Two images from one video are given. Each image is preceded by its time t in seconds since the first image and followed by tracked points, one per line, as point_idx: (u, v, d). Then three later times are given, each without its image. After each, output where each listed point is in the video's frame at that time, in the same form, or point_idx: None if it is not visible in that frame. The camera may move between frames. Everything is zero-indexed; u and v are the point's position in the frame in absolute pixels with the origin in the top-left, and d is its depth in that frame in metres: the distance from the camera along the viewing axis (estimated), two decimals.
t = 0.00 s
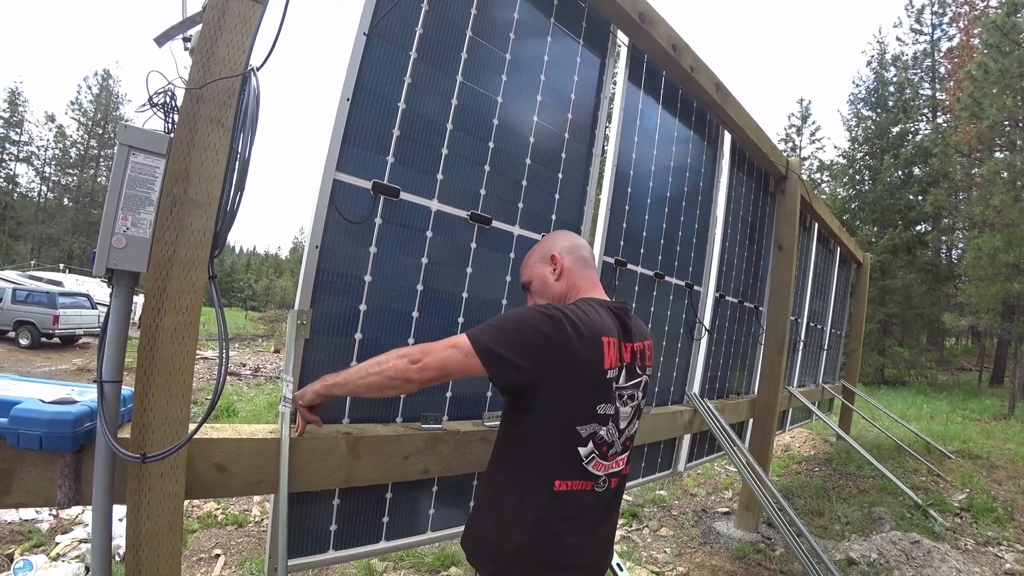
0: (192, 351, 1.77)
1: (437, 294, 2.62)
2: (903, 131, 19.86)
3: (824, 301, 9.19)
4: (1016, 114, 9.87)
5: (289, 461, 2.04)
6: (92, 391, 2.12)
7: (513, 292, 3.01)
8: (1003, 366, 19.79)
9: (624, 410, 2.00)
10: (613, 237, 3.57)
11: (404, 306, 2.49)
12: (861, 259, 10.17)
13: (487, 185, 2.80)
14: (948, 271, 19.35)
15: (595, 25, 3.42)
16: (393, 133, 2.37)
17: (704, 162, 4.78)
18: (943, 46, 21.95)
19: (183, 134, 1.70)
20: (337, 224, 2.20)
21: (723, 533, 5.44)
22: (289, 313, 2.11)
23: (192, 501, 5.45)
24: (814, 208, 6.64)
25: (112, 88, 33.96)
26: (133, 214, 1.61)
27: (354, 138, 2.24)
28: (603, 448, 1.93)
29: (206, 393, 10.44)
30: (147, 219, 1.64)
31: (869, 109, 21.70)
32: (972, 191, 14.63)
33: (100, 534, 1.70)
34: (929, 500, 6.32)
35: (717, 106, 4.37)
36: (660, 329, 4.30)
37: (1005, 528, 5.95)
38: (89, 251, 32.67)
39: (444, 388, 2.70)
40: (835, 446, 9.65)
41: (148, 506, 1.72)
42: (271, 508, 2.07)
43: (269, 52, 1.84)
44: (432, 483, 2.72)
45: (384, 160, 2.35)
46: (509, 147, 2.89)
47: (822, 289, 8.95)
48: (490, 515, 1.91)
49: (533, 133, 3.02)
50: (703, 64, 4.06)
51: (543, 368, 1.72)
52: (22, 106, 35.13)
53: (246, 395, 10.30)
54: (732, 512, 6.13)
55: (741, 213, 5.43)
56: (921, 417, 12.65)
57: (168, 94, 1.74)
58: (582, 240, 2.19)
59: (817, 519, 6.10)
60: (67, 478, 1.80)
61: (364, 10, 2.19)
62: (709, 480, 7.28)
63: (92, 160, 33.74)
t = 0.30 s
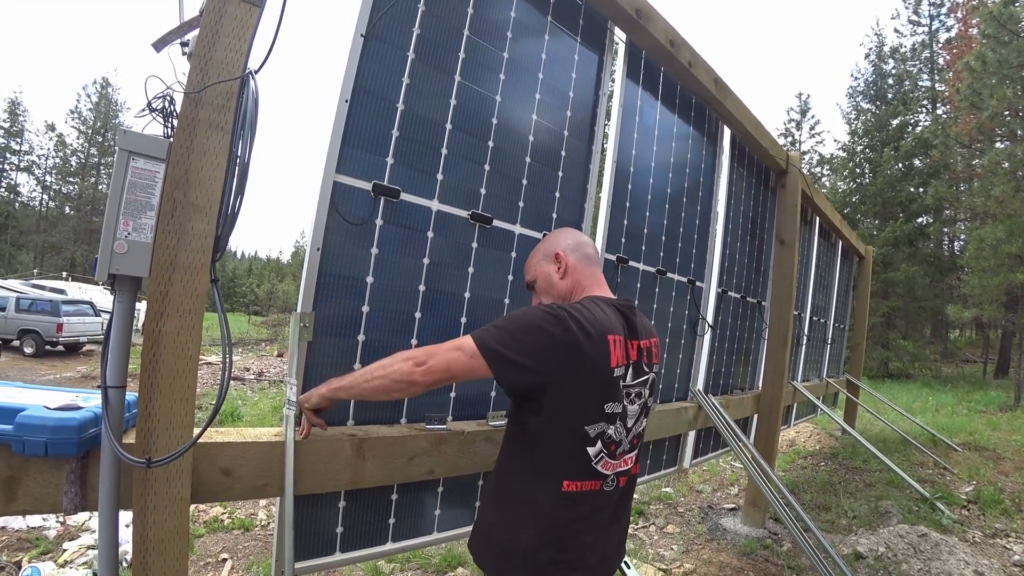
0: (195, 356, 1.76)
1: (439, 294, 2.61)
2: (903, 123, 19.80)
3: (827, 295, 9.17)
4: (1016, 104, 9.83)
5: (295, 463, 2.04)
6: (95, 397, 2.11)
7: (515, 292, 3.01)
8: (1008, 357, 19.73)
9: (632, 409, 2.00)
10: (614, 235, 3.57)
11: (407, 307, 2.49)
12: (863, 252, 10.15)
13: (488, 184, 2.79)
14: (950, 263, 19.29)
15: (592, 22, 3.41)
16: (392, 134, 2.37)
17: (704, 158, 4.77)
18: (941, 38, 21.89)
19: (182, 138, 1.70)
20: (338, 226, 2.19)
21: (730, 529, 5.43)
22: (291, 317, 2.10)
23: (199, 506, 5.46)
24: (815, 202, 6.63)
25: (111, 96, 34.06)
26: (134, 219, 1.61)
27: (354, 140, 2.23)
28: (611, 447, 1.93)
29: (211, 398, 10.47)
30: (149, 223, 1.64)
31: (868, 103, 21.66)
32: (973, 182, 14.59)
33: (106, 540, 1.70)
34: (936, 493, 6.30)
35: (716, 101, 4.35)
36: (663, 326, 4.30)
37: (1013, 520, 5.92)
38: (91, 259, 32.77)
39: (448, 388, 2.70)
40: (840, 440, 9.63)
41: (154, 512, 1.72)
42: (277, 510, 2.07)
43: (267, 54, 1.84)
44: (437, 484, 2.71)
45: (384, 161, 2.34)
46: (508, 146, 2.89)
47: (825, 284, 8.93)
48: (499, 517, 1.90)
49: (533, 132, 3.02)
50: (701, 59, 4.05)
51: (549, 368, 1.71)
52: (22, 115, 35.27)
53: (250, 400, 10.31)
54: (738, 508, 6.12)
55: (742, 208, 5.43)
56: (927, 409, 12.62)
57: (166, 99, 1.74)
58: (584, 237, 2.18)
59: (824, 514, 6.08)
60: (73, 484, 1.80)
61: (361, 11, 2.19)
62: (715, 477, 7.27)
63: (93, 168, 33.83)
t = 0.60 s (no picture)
0: (200, 360, 1.77)
1: (444, 298, 2.62)
2: (905, 126, 19.78)
3: (831, 297, 9.15)
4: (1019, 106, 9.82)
5: (298, 467, 2.04)
6: (101, 401, 2.12)
7: (519, 296, 3.01)
8: (1013, 360, 19.63)
9: (635, 411, 1.99)
10: (618, 238, 3.57)
11: (411, 311, 2.49)
12: (866, 255, 10.12)
13: (491, 189, 2.80)
14: (954, 265, 19.23)
15: (595, 26, 3.42)
16: (396, 139, 2.38)
17: (707, 161, 4.78)
18: (944, 40, 21.88)
19: (189, 143, 1.71)
20: (342, 230, 2.20)
21: (734, 533, 5.42)
22: (295, 321, 2.11)
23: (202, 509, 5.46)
24: (818, 205, 6.63)
25: (116, 99, 34.28)
26: (141, 224, 1.62)
27: (358, 144, 2.24)
28: (615, 450, 1.92)
29: (214, 401, 10.50)
30: (155, 228, 1.65)
31: (871, 105, 21.64)
32: (977, 185, 14.55)
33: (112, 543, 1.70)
34: (941, 497, 6.27)
35: (719, 104, 4.36)
36: (666, 329, 4.29)
37: (1019, 524, 5.89)
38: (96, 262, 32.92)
39: (451, 392, 2.71)
40: (844, 443, 9.60)
41: (159, 515, 1.72)
42: (281, 514, 2.07)
43: (273, 60, 1.85)
44: (441, 488, 2.72)
45: (388, 166, 2.35)
46: (511, 150, 2.89)
47: (828, 286, 8.92)
48: (503, 522, 1.90)
49: (536, 135, 3.02)
50: (703, 63, 4.05)
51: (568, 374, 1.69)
52: (27, 119, 35.49)
53: (253, 403, 10.33)
54: (742, 512, 6.10)
55: (745, 211, 5.42)
56: (931, 413, 12.57)
57: (173, 105, 1.75)
58: (590, 240, 2.18)
59: (828, 518, 6.06)
60: (78, 488, 1.80)
61: (365, 17, 2.20)
62: (718, 480, 7.25)
63: (97, 171, 33.99)
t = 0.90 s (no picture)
0: (201, 363, 1.78)
1: (444, 301, 2.63)
2: (905, 129, 19.80)
3: (831, 300, 9.16)
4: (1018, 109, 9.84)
5: (298, 470, 2.04)
6: (102, 404, 2.13)
7: (519, 299, 3.02)
8: (1013, 363, 19.62)
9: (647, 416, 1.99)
10: (617, 242, 3.58)
11: (411, 314, 2.50)
12: (866, 258, 10.13)
13: (492, 192, 2.81)
14: (954, 268, 19.25)
15: (595, 30, 3.44)
16: (397, 143, 2.39)
17: (707, 164, 4.79)
18: (943, 43, 21.93)
19: (190, 148, 1.72)
20: (343, 233, 2.21)
21: (734, 536, 5.41)
22: (296, 324, 2.12)
23: (201, 511, 5.46)
24: (818, 208, 6.64)
25: (117, 101, 34.35)
26: (143, 228, 1.63)
27: (359, 148, 2.25)
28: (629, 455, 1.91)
29: (214, 403, 10.49)
30: (156, 232, 1.66)
31: (870, 108, 21.69)
32: (976, 188, 14.58)
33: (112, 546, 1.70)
34: (942, 500, 6.27)
35: (718, 108, 4.37)
36: (666, 332, 4.30)
37: (1019, 527, 5.88)
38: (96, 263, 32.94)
39: (451, 395, 2.71)
40: (844, 446, 9.60)
41: (159, 518, 1.73)
42: (281, 517, 2.08)
43: (275, 65, 1.86)
44: (441, 491, 2.72)
45: (389, 169, 2.36)
46: (511, 154, 2.90)
47: (828, 289, 8.93)
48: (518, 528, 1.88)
49: (536, 139, 3.03)
50: (703, 67, 4.07)
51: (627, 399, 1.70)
52: (28, 121, 35.57)
53: (253, 405, 10.33)
54: (742, 515, 6.10)
55: (745, 214, 5.43)
56: (931, 416, 12.56)
57: (175, 109, 1.76)
58: (602, 248, 2.19)
59: (828, 521, 6.05)
60: (79, 491, 1.81)
61: (366, 21, 2.22)
62: (718, 483, 7.25)
63: (98, 173, 34.02)
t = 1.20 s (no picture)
0: (199, 362, 1.78)
1: (442, 302, 2.63)
2: (904, 133, 19.85)
3: (828, 304, 9.18)
4: (1016, 114, 9.88)
5: (295, 470, 2.04)
6: (98, 402, 2.12)
7: (517, 301, 3.02)
8: (1009, 368, 19.68)
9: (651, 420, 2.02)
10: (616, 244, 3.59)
11: (409, 315, 2.50)
12: (864, 262, 10.14)
13: (491, 194, 2.81)
14: (952, 273, 19.30)
15: (596, 33, 3.45)
16: (396, 143, 2.39)
17: (706, 168, 4.80)
18: (942, 48, 22.01)
19: (190, 147, 1.72)
20: (341, 233, 2.21)
21: (730, 539, 5.42)
22: (294, 324, 2.12)
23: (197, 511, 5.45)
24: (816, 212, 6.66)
25: (116, 99, 34.28)
26: (141, 226, 1.63)
27: (359, 149, 2.26)
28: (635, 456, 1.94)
29: (211, 402, 10.48)
30: (156, 230, 1.65)
31: (869, 112, 21.74)
32: (974, 193, 14.62)
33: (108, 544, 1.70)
34: (938, 504, 6.28)
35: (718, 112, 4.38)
36: (664, 334, 4.30)
37: (1015, 531, 5.90)
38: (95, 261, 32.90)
39: (449, 396, 2.71)
40: (841, 450, 9.61)
41: (156, 516, 1.73)
42: (277, 516, 2.08)
43: (275, 65, 1.86)
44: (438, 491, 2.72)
45: (388, 170, 2.37)
46: (510, 155, 2.91)
47: (826, 293, 8.95)
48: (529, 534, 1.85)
49: (536, 141, 3.04)
50: (703, 70, 4.08)
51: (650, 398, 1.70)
52: (27, 118, 35.52)
53: (250, 405, 10.31)
54: (738, 518, 6.11)
55: (743, 218, 5.44)
56: (928, 420, 12.58)
57: (175, 108, 1.76)
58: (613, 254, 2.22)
59: (824, 524, 6.06)
60: (75, 488, 1.80)
61: (367, 22, 2.22)
62: (714, 486, 7.25)
63: (97, 170, 33.98)
